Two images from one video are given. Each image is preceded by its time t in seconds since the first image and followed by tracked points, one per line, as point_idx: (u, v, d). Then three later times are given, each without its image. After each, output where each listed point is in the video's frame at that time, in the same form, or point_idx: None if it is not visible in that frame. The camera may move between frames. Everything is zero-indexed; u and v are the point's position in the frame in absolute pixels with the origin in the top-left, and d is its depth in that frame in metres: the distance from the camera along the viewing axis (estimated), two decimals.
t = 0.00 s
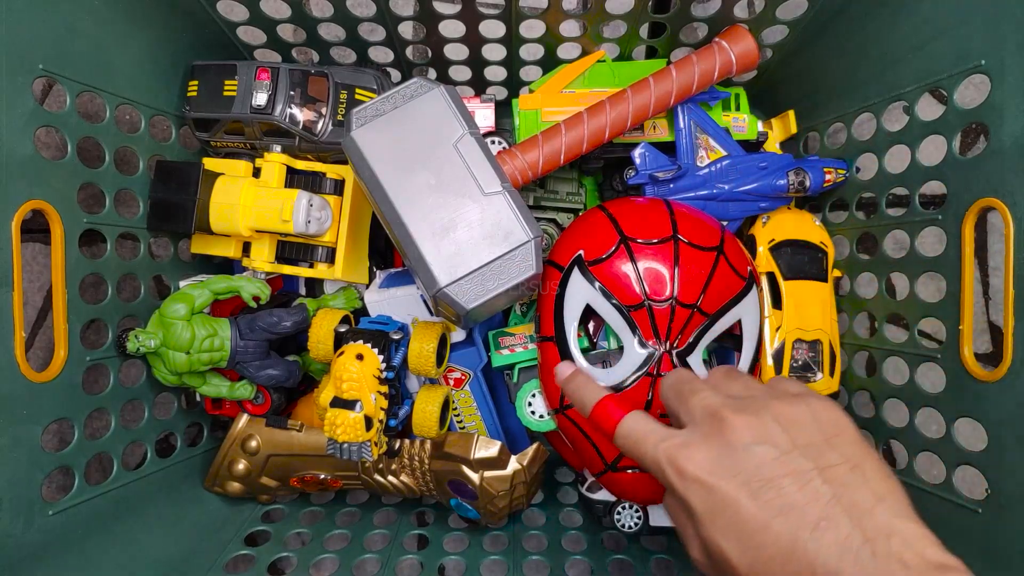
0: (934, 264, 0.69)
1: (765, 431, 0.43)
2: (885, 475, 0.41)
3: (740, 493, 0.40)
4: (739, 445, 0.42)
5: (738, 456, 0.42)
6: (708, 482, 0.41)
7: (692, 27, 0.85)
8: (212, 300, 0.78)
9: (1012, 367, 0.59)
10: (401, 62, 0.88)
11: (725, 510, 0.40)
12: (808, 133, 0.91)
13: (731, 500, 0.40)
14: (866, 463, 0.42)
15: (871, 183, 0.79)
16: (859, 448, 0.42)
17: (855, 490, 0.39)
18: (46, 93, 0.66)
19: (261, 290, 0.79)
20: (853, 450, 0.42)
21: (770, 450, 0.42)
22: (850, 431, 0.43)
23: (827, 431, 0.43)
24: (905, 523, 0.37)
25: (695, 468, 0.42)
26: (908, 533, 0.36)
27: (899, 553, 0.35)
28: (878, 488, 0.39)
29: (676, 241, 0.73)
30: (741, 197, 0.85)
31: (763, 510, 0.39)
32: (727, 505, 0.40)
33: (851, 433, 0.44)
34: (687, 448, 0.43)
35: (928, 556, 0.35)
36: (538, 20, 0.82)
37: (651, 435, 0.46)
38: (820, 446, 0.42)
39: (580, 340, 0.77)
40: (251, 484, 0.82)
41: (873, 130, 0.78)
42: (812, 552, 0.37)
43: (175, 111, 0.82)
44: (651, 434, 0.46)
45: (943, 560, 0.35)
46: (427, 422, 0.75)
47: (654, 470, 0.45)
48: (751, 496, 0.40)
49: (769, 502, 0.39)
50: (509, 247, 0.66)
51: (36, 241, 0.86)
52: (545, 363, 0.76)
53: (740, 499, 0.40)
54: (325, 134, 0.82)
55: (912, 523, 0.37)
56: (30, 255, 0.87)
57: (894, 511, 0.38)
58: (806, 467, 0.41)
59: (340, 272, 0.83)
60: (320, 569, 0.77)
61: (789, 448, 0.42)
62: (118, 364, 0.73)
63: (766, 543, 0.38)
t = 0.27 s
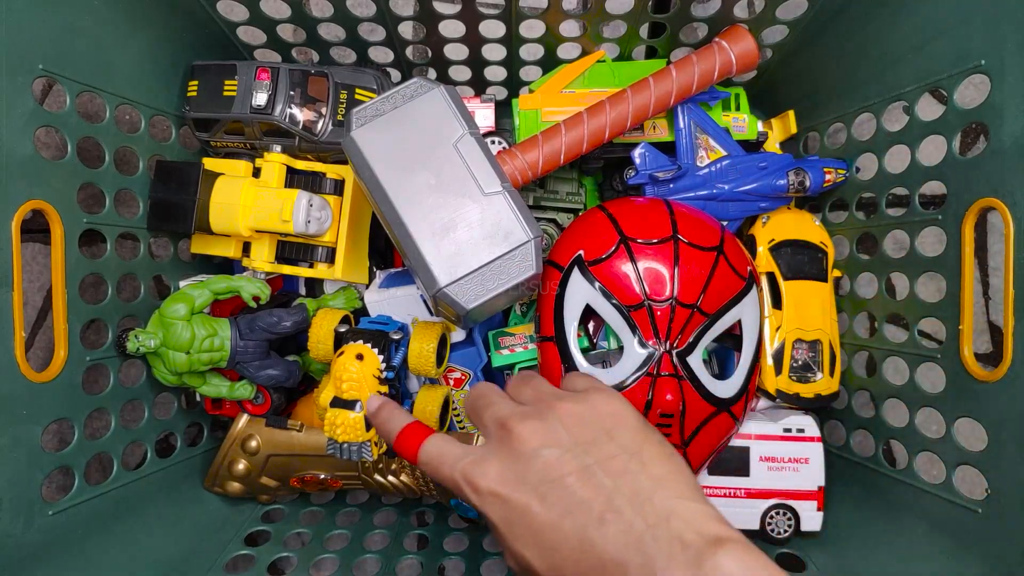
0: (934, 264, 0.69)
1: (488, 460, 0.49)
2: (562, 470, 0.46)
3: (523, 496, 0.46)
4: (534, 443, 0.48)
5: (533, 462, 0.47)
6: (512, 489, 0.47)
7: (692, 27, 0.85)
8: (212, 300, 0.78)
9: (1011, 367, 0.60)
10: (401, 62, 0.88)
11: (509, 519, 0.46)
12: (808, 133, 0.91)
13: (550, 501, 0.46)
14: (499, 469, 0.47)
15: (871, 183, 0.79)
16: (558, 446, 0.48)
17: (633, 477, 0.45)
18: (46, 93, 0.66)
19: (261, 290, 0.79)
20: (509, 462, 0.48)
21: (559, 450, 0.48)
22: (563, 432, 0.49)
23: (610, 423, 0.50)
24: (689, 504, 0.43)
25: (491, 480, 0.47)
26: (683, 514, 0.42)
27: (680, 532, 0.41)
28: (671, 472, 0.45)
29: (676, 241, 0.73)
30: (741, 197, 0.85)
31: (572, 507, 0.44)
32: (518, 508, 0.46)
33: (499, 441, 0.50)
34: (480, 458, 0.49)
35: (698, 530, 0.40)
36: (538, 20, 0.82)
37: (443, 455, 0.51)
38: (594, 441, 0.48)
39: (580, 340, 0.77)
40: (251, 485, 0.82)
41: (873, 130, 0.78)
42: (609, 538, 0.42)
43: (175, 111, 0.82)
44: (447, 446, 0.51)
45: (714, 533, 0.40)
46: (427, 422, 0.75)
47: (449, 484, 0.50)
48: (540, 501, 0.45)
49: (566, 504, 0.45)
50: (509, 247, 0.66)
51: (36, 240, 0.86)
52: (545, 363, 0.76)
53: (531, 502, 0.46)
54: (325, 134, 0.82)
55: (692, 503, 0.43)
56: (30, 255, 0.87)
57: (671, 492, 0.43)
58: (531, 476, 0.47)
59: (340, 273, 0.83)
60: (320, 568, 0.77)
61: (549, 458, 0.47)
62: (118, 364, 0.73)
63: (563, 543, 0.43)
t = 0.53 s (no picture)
0: (934, 264, 0.69)
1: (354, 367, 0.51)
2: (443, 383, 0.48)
3: (388, 405, 0.49)
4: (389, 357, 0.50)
5: (393, 373, 0.50)
6: (370, 400, 0.50)
7: (692, 27, 0.85)
8: (212, 300, 0.78)
9: (1011, 367, 0.60)
10: (401, 62, 0.88)
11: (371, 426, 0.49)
12: (808, 133, 0.92)
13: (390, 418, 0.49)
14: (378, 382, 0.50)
15: (871, 183, 0.79)
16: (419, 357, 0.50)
17: (491, 387, 0.48)
18: (46, 93, 0.66)
19: (261, 289, 0.79)
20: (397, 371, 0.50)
21: (396, 372, 0.50)
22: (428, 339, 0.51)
23: (475, 336, 0.51)
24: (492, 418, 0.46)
25: (350, 385, 0.50)
26: (532, 418, 0.46)
27: (528, 432, 0.45)
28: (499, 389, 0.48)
29: (677, 241, 0.73)
30: (741, 197, 0.85)
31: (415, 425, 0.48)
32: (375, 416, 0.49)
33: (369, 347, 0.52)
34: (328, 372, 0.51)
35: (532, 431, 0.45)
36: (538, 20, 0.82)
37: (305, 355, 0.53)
38: (445, 364, 0.50)
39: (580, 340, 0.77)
40: (251, 485, 0.82)
41: (873, 130, 0.78)
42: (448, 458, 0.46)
43: (175, 111, 0.82)
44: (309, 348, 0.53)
45: (557, 433, 0.44)
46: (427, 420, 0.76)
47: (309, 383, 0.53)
48: (400, 406, 0.49)
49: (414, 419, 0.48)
50: (509, 247, 0.66)
51: (35, 240, 0.86)
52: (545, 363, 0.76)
53: (386, 410, 0.49)
54: (325, 134, 0.82)
55: (542, 408, 0.47)
56: (30, 255, 0.86)
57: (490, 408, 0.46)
58: (398, 385, 0.49)
59: (340, 273, 0.83)
60: (320, 568, 0.77)
61: (408, 383, 0.49)
62: (118, 364, 0.73)
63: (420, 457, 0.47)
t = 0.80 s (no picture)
0: (934, 264, 0.69)
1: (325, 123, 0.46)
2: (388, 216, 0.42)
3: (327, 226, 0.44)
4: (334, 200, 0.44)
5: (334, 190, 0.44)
6: (319, 189, 0.44)
7: (692, 27, 0.85)
8: (212, 300, 0.78)
9: (1011, 367, 0.60)
10: (400, 62, 0.87)
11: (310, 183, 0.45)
12: (808, 133, 0.91)
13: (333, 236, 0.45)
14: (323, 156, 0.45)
15: (871, 183, 0.79)
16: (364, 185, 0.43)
17: (430, 209, 0.42)
18: (46, 93, 0.66)
19: (261, 289, 0.80)
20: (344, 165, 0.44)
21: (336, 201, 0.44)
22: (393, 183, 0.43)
23: (426, 163, 0.45)
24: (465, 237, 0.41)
25: (303, 170, 0.45)
26: (462, 244, 0.40)
27: (452, 254, 0.39)
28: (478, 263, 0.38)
29: (677, 241, 0.73)
30: (740, 198, 0.85)
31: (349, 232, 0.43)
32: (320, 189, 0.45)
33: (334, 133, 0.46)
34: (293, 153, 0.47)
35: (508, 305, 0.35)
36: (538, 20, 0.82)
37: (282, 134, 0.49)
38: (392, 179, 0.43)
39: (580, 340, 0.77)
40: (251, 485, 0.82)
41: (873, 130, 0.78)
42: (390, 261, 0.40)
43: (175, 111, 0.82)
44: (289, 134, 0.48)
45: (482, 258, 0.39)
46: (428, 421, 0.76)
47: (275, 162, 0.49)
48: (341, 203, 0.44)
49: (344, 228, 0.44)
50: (509, 246, 0.65)
51: (35, 240, 0.86)
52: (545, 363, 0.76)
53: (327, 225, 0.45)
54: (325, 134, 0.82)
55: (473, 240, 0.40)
56: (30, 255, 0.86)
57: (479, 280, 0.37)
58: (347, 192, 0.43)
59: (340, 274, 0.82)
60: (320, 568, 0.77)
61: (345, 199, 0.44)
62: (118, 364, 0.73)
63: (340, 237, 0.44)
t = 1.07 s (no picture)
0: (934, 264, 0.69)
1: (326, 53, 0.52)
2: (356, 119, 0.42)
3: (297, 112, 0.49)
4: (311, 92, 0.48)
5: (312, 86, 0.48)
6: (300, 71, 0.49)
7: (692, 27, 0.85)
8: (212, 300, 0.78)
9: (1011, 367, 0.60)
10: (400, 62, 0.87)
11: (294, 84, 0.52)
12: (808, 133, 0.91)
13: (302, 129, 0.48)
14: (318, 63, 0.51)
15: (871, 183, 0.79)
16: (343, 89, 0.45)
17: (380, 91, 0.43)
18: (46, 93, 0.66)
19: (261, 289, 0.80)
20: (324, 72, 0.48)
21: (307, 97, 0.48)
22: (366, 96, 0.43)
23: (394, 62, 0.46)
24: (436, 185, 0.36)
25: (294, 59, 0.50)
26: (396, 124, 0.41)
27: (383, 132, 0.40)
28: (424, 206, 0.35)
29: (676, 241, 0.73)
30: (740, 198, 0.85)
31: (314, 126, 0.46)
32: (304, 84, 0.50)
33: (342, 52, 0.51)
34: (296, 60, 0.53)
35: (446, 227, 0.34)
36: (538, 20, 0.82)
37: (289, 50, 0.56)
38: (358, 68, 0.46)
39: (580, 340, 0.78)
40: (250, 485, 0.82)
41: (873, 130, 0.78)
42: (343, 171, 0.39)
43: (175, 111, 0.82)
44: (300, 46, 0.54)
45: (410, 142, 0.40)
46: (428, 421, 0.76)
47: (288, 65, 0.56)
48: (311, 84, 0.48)
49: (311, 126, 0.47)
50: (510, 247, 0.65)
51: (35, 240, 0.86)
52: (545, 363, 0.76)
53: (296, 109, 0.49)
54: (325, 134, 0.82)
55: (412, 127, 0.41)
56: (30, 255, 0.86)
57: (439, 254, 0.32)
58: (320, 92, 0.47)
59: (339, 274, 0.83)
60: (319, 568, 0.77)
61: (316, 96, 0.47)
62: (118, 364, 0.73)
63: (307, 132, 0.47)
